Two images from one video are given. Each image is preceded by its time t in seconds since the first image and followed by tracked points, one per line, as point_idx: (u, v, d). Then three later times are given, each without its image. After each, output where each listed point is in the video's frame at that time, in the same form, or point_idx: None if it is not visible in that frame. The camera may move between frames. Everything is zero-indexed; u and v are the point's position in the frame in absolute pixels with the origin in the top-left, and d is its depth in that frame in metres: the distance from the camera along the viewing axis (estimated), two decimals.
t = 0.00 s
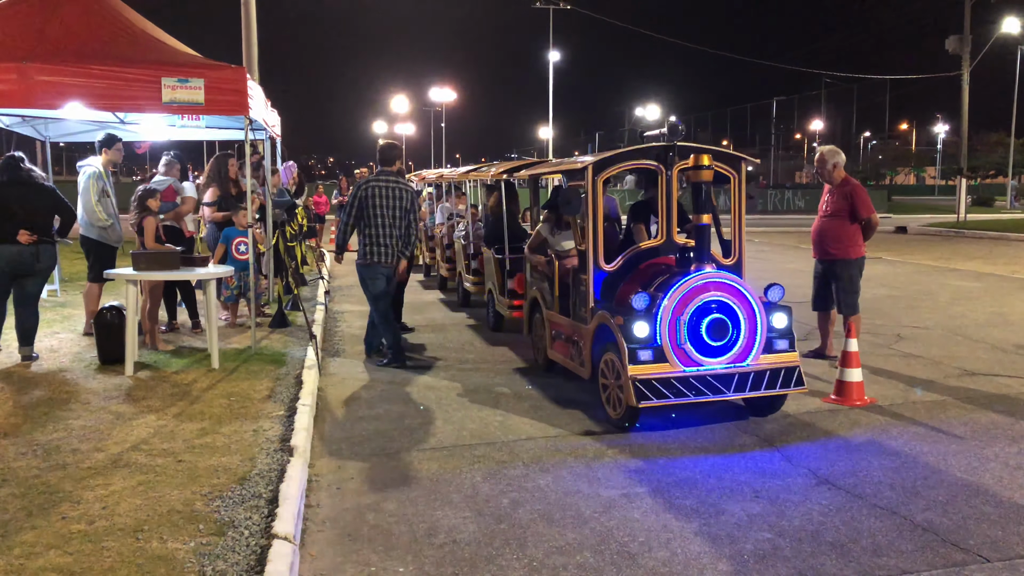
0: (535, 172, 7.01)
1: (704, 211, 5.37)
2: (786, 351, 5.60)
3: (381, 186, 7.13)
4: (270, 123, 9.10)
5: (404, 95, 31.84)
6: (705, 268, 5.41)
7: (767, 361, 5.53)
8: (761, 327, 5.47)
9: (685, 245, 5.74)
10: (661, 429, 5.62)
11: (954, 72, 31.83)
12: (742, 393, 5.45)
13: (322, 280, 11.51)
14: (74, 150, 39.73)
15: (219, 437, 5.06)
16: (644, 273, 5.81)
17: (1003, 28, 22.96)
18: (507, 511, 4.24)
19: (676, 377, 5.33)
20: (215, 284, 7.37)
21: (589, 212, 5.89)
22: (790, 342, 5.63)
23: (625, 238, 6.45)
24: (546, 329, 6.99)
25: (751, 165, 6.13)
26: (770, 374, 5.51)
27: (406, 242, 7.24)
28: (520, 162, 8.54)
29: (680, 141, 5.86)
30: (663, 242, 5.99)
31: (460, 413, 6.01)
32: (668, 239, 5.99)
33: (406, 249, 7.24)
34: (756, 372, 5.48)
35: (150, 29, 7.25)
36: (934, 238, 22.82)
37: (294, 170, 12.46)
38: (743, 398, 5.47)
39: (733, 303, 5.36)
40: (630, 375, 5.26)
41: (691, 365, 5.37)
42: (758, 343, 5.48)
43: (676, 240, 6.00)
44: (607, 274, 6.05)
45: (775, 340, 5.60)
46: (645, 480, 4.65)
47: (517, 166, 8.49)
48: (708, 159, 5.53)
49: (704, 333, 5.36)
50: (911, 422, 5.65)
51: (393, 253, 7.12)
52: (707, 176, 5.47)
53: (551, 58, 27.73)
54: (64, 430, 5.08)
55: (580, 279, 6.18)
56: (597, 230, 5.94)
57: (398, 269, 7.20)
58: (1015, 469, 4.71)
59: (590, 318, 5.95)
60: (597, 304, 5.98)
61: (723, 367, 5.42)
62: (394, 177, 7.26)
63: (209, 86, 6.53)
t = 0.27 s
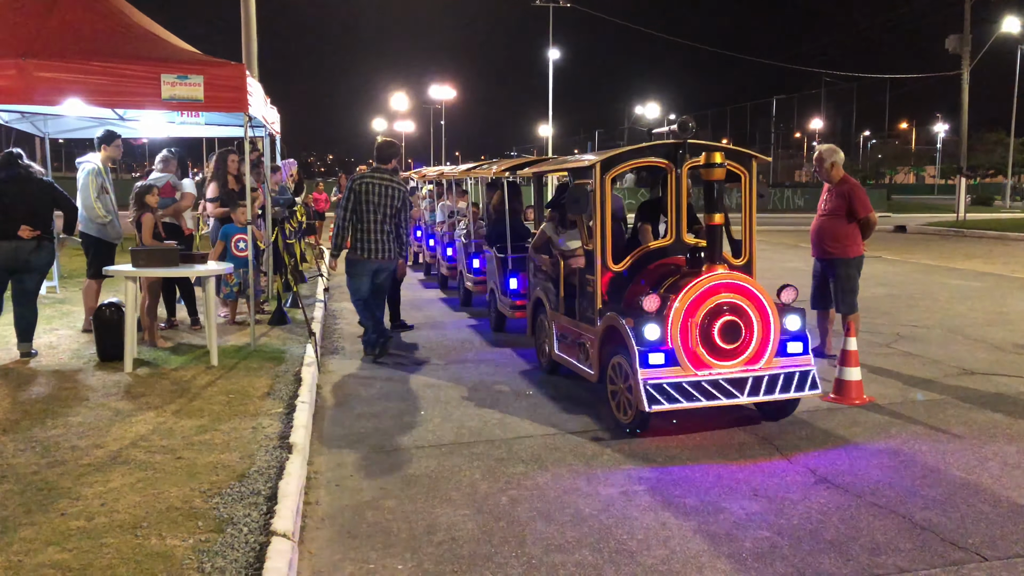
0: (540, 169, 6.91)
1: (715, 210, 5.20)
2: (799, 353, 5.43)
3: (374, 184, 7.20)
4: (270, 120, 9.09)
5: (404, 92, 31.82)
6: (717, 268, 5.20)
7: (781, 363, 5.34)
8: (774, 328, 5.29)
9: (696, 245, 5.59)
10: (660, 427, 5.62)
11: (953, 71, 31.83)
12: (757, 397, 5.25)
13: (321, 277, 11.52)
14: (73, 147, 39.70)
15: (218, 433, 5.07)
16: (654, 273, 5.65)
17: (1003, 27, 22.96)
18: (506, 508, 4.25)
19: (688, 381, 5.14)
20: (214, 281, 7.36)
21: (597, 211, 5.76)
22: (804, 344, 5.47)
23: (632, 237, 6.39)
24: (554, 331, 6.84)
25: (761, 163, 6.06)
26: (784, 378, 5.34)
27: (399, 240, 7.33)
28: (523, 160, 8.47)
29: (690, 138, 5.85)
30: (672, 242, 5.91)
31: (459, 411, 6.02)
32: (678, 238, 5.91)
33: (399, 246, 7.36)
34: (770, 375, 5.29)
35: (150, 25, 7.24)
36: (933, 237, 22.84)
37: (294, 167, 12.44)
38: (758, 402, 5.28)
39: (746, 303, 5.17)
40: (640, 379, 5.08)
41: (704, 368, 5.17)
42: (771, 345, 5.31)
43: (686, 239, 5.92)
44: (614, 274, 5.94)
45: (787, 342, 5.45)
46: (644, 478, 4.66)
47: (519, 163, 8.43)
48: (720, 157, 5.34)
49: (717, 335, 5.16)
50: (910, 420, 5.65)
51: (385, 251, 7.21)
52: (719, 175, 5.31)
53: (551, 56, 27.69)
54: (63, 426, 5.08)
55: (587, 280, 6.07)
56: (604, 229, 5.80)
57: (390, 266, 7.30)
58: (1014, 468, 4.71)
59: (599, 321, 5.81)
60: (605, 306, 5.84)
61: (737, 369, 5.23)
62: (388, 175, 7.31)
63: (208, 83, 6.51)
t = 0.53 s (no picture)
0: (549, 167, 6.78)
1: (732, 209, 5.03)
2: (820, 357, 5.23)
3: (369, 179, 7.19)
4: (271, 117, 9.09)
5: (405, 90, 31.81)
6: (734, 268, 5.01)
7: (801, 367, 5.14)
8: (793, 330, 5.09)
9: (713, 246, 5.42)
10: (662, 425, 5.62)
11: (954, 69, 31.80)
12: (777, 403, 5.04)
13: (322, 275, 11.52)
14: (75, 144, 39.75)
15: (219, 430, 5.07)
16: (668, 274, 5.48)
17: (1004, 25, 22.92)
18: (507, 505, 4.26)
19: (706, 386, 4.93)
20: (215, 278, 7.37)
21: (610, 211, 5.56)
22: (825, 347, 5.25)
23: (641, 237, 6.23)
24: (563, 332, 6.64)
25: (778, 160, 5.97)
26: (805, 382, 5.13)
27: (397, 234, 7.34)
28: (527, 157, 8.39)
29: (705, 134, 5.69)
30: (686, 242, 5.84)
31: (460, 408, 6.02)
32: (692, 239, 5.83)
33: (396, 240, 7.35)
34: (790, 380, 5.09)
35: (151, 22, 7.24)
36: (933, 235, 22.85)
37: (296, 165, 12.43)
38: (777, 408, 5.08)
39: (765, 304, 4.97)
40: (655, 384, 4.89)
41: (722, 373, 4.98)
42: (791, 348, 5.11)
43: (700, 240, 5.83)
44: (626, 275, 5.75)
45: (808, 345, 5.23)
46: (645, 475, 4.66)
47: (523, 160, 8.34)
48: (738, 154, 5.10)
49: (735, 338, 4.97)
50: (911, 418, 5.65)
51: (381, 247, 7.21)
52: (737, 173, 5.07)
53: (551, 54, 27.66)
54: (65, 423, 5.09)
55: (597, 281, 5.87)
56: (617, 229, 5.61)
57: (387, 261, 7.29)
58: (1014, 466, 4.71)
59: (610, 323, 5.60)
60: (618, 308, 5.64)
61: (756, 374, 5.03)
62: (384, 169, 7.31)
63: (209, 80, 6.52)
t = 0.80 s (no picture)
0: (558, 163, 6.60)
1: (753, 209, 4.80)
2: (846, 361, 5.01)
3: (359, 175, 7.15)
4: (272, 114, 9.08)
5: (405, 87, 31.77)
6: (756, 271, 4.79)
7: (826, 373, 4.93)
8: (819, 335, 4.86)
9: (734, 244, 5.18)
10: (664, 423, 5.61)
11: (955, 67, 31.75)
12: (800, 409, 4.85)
13: (323, 272, 11.52)
14: (75, 141, 39.73)
15: (220, 428, 5.07)
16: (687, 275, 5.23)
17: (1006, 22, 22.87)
18: (508, 503, 4.25)
19: (727, 393, 4.73)
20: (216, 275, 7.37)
21: (625, 207, 5.40)
22: (851, 351, 5.04)
23: (655, 235, 5.98)
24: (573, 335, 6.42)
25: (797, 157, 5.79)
26: (830, 388, 4.92)
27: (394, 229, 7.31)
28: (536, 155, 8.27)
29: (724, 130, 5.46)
30: (704, 242, 5.51)
31: (462, 406, 6.01)
32: (710, 238, 5.52)
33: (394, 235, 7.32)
34: (815, 386, 4.88)
35: (152, 19, 7.23)
36: (934, 232, 22.83)
37: (297, 162, 12.43)
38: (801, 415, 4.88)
39: (790, 309, 4.73)
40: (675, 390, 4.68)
41: (744, 378, 4.76)
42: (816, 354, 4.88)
43: (718, 239, 5.55)
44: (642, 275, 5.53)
45: (833, 349, 5.01)
46: (646, 473, 4.66)
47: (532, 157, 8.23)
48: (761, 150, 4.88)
49: (758, 343, 4.76)
50: (913, 416, 5.64)
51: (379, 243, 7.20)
52: (759, 169, 4.85)
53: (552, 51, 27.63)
54: (66, 420, 5.09)
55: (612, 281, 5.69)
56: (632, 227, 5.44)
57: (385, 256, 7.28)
58: (1016, 463, 4.71)
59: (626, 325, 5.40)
60: (634, 308, 5.46)
61: (779, 380, 4.82)
62: (373, 164, 7.28)
63: (210, 77, 6.51)
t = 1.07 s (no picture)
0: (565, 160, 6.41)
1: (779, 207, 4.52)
2: (873, 365, 4.78)
3: (344, 170, 7.08)
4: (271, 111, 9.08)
5: (405, 83, 31.74)
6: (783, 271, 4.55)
7: (853, 377, 4.70)
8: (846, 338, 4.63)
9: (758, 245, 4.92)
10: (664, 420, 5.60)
11: (955, 63, 31.69)
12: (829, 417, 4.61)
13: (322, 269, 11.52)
14: (75, 138, 39.72)
15: (220, 424, 5.08)
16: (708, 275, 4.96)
17: (1006, 19, 22.83)
18: (508, 499, 4.26)
19: (754, 400, 4.48)
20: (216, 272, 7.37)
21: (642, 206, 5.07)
22: (878, 355, 4.81)
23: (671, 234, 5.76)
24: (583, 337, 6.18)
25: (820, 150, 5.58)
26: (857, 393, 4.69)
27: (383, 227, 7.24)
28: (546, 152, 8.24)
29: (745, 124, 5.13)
30: (724, 241, 5.23)
31: (462, 403, 6.00)
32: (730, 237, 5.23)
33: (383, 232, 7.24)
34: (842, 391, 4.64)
35: (151, 16, 7.22)
36: (934, 229, 22.83)
37: (297, 158, 12.44)
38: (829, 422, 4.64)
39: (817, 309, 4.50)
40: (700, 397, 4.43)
41: (770, 384, 4.53)
42: (842, 357, 4.66)
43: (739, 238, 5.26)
44: (659, 277, 5.23)
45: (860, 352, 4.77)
46: (646, 469, 4.66)
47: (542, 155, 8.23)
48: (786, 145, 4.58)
49: (785, 346, 4.52)
50: (912, 413, 5.64)
51: (366, 238, 7.17)
52: (785, 166, 4.51)
53: (553, 47, 27.58)
54: (66, 417, 5.09)
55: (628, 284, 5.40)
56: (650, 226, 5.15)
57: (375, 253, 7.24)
58: (1015, 460, 4.72)
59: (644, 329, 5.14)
60: (652, 312, 5.17)
61: (806, 386, 4.59)
62: (361, 160, 7.24)
63: (210, 74, 6.50)
